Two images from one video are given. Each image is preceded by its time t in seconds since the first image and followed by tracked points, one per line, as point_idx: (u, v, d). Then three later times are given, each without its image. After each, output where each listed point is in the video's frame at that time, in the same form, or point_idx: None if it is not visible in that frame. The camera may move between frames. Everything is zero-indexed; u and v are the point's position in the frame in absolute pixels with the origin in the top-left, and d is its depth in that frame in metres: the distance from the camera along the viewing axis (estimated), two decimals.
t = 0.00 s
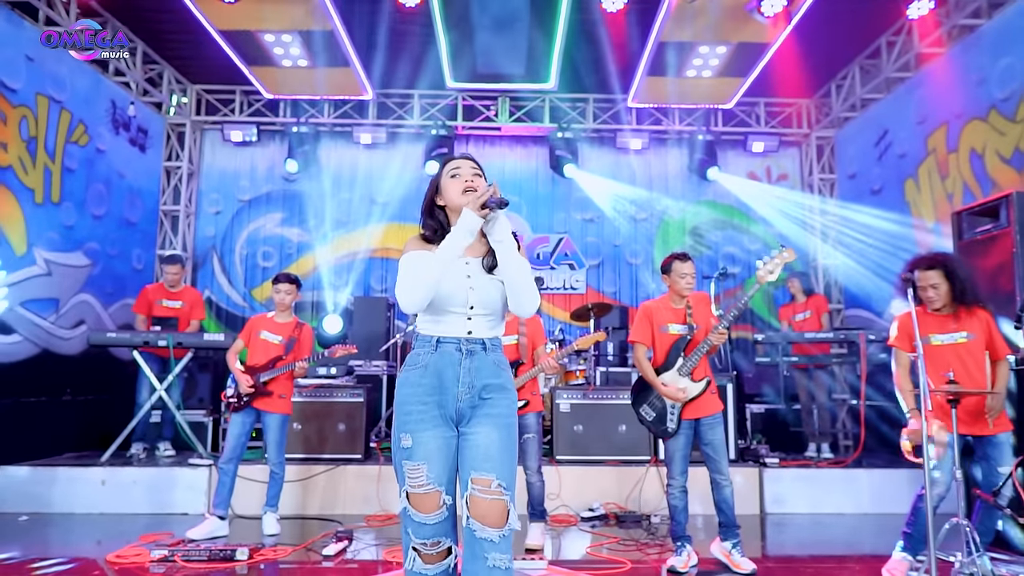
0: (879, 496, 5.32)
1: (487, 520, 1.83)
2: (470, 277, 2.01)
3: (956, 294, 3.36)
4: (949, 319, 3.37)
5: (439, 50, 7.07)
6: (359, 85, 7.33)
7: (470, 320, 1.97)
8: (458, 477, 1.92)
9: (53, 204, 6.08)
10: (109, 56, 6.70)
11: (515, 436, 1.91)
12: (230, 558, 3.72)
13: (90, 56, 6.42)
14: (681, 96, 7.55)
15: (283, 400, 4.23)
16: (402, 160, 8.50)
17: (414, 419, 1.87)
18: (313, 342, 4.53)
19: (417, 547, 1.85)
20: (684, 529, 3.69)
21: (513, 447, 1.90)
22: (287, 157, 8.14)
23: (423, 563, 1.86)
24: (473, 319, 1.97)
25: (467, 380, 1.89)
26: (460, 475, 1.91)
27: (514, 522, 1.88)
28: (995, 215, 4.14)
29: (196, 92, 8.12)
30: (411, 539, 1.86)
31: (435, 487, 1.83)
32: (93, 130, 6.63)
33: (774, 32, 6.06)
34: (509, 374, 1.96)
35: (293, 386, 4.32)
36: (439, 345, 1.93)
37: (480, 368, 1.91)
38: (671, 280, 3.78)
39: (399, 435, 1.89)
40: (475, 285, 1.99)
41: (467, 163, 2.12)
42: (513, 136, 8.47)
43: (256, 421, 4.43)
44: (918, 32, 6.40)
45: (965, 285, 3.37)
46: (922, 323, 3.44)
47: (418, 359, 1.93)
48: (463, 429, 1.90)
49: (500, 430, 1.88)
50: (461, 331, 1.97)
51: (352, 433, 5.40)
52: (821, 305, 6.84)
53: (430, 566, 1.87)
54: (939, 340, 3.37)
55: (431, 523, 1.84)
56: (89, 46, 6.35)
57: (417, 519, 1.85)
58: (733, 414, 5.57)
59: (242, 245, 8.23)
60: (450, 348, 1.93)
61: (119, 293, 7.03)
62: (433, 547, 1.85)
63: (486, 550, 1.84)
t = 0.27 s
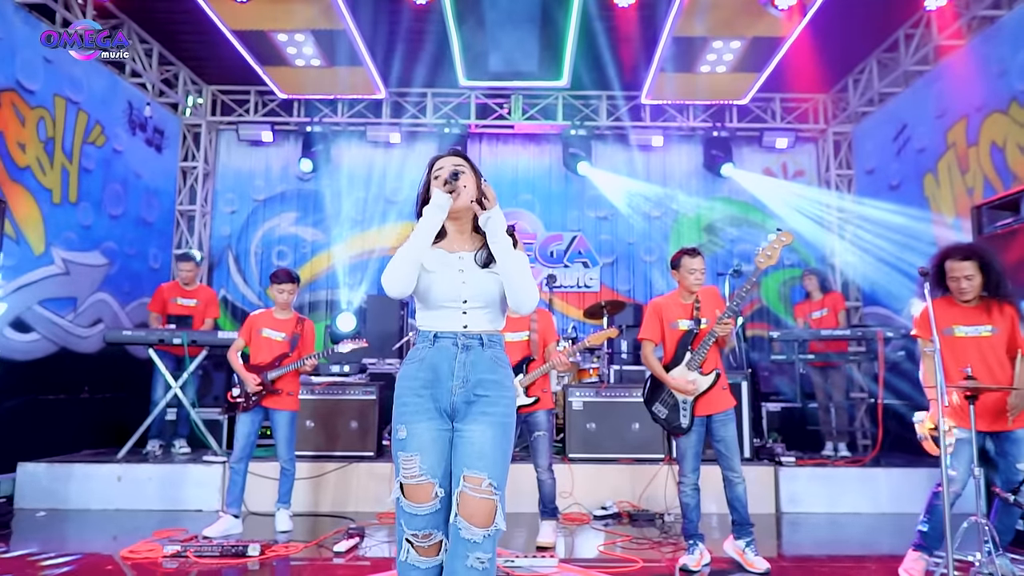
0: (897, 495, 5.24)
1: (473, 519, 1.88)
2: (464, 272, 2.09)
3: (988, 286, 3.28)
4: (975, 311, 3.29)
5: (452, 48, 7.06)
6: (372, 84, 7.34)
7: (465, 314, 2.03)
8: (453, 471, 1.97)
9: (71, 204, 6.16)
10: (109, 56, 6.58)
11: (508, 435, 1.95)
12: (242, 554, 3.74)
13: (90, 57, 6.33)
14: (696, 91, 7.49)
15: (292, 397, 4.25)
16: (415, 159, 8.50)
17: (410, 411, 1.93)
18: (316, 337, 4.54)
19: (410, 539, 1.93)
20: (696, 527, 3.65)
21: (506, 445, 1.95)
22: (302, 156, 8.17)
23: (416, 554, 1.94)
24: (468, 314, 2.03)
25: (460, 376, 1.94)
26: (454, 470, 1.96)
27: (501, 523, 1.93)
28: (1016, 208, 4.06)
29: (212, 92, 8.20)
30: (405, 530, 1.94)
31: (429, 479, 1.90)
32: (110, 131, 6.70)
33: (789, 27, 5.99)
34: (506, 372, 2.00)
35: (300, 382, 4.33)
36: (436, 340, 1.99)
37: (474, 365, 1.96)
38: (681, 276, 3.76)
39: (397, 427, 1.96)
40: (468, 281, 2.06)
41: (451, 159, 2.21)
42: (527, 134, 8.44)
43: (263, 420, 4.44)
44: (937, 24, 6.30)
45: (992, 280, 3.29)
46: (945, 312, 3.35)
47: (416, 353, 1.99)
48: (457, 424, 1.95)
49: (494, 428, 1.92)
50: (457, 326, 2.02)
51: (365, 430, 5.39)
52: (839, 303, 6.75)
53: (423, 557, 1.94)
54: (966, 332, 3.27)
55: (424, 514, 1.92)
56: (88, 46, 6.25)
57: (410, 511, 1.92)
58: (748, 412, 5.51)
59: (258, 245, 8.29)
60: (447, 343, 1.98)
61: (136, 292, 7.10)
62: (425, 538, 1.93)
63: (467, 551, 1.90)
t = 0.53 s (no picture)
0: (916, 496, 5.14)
1: (489, 516, 1.90)
2: (461, 265, 2.09)
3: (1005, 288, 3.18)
4: (983, 310, 3.20)
5: (464, 48, 7.05)
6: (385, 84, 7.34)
7: (465, 309, 2.03)
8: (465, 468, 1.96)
9: (87, 205, 6.22)
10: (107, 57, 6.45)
11: (519, 430, 1.94)
12: (253, 552, 3.75)
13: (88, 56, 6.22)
14: (710, 88, 7.42)
15: (292, 394, 4.28)
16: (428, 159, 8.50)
17: (419, 407, 1.95)
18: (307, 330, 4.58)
19: (422, 535, 1.92)
20: (708, 527, 3.60)
21: (517, 440, 1.93)
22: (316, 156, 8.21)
23: (427, 551, 1.93)
24: (467, 308, 2.03)
25: (464, 369, 1.94)
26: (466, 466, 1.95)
27: (517, 517, 1.92)
28: None
29: (227, 94, 8.25)
30: (418, 526, 1.93)
31: (439, 474, 1.90)
32: (126, 133, 6.77)
33: (804, 21, 5.91)
34: (512, 364, 1.98)
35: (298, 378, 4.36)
36: (440, 335, 2.01)
37: (479, 358, 1.95)
38: (686, 275, 3.73)
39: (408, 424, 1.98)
40: (465, 274, 2.06)
41: (451, 154, 2.16)
42: (540, 132, 8.41)
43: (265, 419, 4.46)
44: (956, 17, 6.19)
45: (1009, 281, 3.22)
46: (957, 305, 3.23)
47: (423, 350, 2.02)
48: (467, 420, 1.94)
49: (503, 423, 1.91)
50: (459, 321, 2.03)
51: (377, 429, 5.39)
52: (857, 302, 6.67)
53: (434, 553, 1.93)
54: (975, 330, 3.16)
55: (436, 510, 1.91)
56: (88, 46, 6.14)
57: (423, 506, 1.92)
58: (763, 412, 5.44)
59: (272, 245, 8.33)
60: (451, 338, 1.99)
61: (153, 292, 7.17)
62: (437, 534, 1.92)
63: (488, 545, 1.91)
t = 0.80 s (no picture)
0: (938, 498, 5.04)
1: (511, 511, 1.87)
2: (477, 268, 2.04)
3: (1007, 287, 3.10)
4: (982, 307, 3.12)
5: (478, 47, 7.04)
6: (399, 84, 7.36)
7: (483, 312, 1.99)
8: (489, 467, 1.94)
9: (107, 208, 6.30)
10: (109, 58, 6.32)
11: (544, 431, 1.91)
12: (266, 551, 3.76)
13: (89, 57, 6.07)
14: (726, 85, 7.34)
15: (297, 389, 4.33)
16: (444, 159, 8.51)
17: (443, 405, 1.93)
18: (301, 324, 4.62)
19: (439, 532, 1.89)
20: (723, 529, 3.55)
21: (542, 441, 1.91)
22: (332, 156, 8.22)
23: (437, 549, 1.88)
24: (485, 311, 1.99)
25: (488, 371, 1.91)
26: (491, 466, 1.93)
27: (540, 515, 1.90)
28: None
29: (244, 96, 8.32)
30: (436, 523, 1.90)
31: (463, 471, 1.87)
32: (144, 136, 6.85)
33: (821, 15, 5.82)
34: (536, 365, 1.95)
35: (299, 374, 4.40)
36: (463, 338, 1.98)
37: (502, 360, 1.92)
38: (690, 277, 3.69)
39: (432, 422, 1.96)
40: (480, 276, 2.02)
41: (466, 158, 2.14)
42: (555, 131, 8.38)
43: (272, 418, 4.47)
44: (978, 9, 6.06)
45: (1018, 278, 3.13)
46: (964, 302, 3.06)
47: (446, 352, 2.00)
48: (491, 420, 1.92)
49: (528, 424, 1.88)
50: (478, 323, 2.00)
51: (390, 429, 5.40)
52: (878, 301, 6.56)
53: (443, 551, 1.88)
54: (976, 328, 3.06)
55: (457, 506, 1.88)
56: (87, 46, 5.98)
57: (444, 503, 1.89)
58: (780, 412, 5.36)
59: (289, 246, 8.39)
60: (473, 341, 1.97)
61: (171, 293, 7.25)
62: (455, 531, 1.88)
63: (511, 541, 1.88)
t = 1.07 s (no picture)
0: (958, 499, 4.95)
1: (528, 502, 1.83)
2: (495, 275, 1.97)
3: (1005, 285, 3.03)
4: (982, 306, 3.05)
5: (490, 46, 7.03)
6: (412, 84, 7.37)
7: (502, 317, 1.93)
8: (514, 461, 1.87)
9: (123, 209, 6.37)
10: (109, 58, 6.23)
11: (564, 425, 1.86)
12: (276, 549, 3.79)
13: (88, 57, 5.97)
14: (740, 81, 7.27)
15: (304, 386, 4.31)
16: (457, 157, 8.51)
17: (466, 401, 1.86)
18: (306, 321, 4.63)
19: (466, 524, 1.80)
20: (733, 528, 3.51)
21: (563, 436, 1.86)
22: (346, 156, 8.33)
23: (465, 544, 1.79)
24: (504, 316, 1.93)
25: (511, 369, 1.85)
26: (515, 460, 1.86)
27: (558, 507, 1.85)
28: None
29: (259, 98, 8.38)
30: (463, 517, 1.81)
31: (490, 461, 1.78)
32: (160, 138, 6.92)
33: (837, 9, 5.73)
34: (557, 362, 1.90)
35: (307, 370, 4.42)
36: (482, 342, 1.93)
37: (523, 359, 1.87)
38: (699, 276, 3.64)
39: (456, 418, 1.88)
40: (499, 283, 1.95)
41: (480, 163, 2.05)
42: (568, 129, 8.34)
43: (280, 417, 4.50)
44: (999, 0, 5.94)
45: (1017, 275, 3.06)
46: (963, 301, 3.03)
47: (466, 356, 1.94)
48: (513, 415, 1.86)
49: (551, 419, 1.83)
50: (497, 325, 1.94)
51: (401, 428, 5.41)
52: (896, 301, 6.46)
53: (471, 546, 1.80)
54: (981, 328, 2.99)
55: (484, 497, 1.79)
56: (88, 46, 5.91)
57: (470, 495, 1.80)
58: (795, 411, 5.29)
59: (304, 246, 8.44)
60: (493, 344, 1.91)
61: (188, 293, 7.31)
62: (483, 524, 1.79)
63: (531, 532, 1.84)
